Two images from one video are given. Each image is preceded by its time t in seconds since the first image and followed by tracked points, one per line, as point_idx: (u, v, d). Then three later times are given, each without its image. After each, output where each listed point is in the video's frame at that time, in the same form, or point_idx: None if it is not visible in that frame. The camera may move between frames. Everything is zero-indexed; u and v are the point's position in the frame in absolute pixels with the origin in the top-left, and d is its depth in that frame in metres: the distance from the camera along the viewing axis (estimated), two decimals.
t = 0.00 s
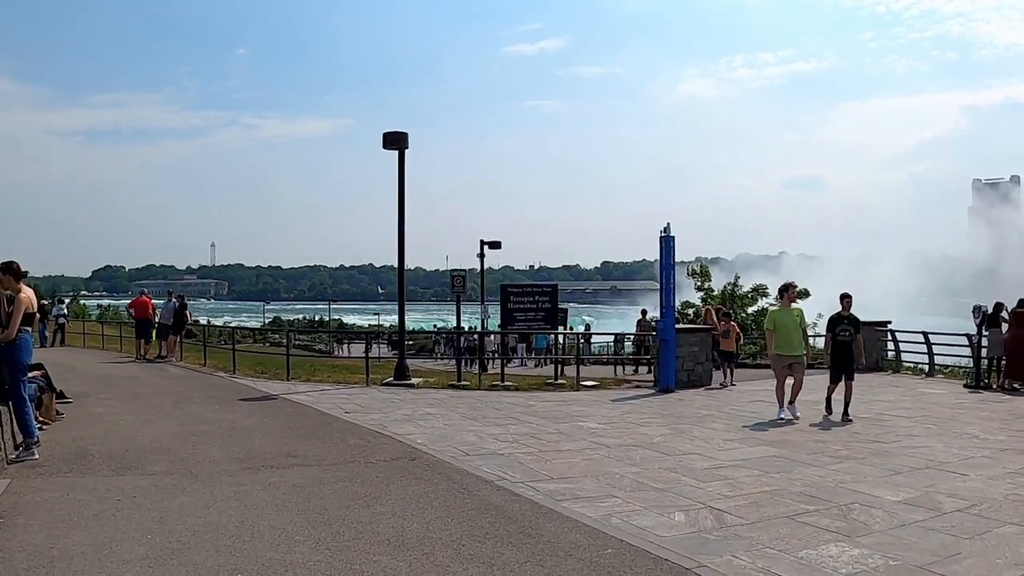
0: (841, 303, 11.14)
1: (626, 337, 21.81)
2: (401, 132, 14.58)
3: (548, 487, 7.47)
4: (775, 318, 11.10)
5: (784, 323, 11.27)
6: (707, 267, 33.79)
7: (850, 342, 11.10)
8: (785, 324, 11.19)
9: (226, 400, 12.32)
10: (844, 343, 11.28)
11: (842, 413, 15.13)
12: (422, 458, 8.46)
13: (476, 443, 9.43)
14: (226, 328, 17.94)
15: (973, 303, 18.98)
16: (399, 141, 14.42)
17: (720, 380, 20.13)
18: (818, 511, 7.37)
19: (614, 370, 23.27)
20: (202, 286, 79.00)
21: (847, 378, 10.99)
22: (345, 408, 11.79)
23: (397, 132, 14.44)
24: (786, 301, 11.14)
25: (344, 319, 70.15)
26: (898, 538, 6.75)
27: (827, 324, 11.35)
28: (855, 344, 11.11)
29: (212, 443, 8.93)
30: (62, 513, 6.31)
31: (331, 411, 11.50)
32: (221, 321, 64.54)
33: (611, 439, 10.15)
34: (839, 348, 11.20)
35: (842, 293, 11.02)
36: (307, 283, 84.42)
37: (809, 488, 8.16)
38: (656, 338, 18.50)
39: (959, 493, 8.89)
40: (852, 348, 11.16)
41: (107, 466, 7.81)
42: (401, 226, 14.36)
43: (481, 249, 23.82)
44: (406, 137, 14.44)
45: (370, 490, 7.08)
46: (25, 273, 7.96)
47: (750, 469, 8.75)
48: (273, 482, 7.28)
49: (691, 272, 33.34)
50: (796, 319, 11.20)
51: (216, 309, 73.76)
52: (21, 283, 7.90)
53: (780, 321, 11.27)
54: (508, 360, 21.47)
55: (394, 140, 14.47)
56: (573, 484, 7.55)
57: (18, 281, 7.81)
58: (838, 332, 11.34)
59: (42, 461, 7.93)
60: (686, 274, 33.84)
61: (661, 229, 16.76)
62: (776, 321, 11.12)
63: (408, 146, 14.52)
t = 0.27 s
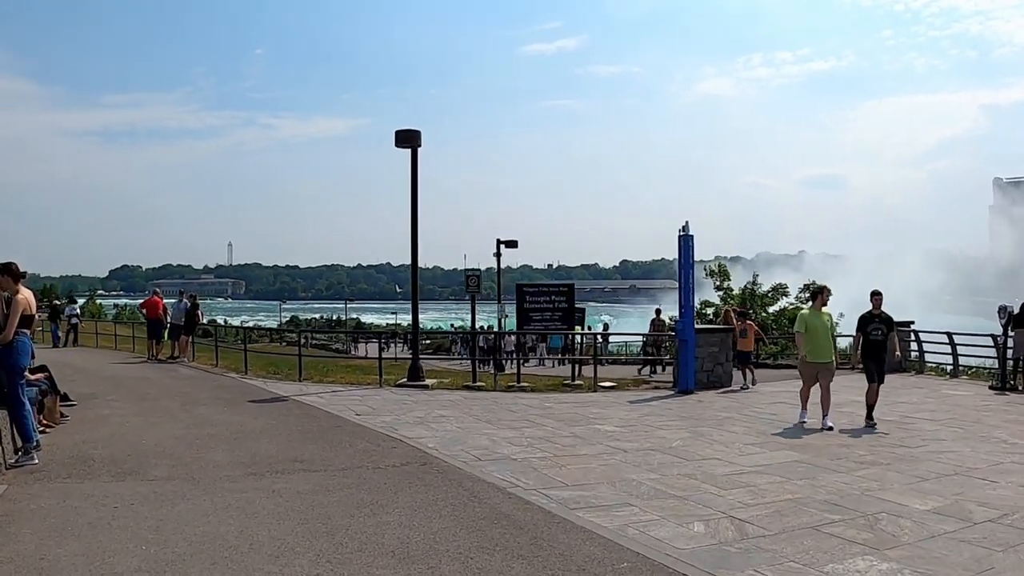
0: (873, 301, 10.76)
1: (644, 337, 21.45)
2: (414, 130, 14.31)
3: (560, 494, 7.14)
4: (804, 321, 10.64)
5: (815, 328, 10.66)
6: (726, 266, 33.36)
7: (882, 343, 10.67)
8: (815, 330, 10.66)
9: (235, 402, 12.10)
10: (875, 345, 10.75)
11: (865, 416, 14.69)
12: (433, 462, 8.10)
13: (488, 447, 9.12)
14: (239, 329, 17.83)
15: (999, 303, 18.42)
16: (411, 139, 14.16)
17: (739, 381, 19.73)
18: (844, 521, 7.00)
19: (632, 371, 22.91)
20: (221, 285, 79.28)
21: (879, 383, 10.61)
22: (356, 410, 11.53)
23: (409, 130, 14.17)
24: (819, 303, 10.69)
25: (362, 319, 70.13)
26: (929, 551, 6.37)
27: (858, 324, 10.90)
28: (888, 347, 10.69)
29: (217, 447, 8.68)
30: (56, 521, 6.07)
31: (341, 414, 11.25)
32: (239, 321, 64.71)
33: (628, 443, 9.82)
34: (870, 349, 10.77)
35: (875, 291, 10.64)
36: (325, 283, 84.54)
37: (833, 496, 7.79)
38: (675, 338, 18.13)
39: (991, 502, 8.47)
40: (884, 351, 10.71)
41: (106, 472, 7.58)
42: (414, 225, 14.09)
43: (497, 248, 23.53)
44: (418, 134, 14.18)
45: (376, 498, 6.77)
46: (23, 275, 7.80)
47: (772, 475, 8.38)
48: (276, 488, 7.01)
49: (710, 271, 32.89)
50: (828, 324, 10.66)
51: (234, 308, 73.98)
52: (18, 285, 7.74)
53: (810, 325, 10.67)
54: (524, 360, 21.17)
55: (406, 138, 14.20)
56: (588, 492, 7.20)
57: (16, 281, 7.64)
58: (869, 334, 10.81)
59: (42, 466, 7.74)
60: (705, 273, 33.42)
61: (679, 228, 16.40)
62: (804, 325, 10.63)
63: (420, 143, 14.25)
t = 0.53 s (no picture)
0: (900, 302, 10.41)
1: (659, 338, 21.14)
2: (425, 126, 14.05)
3: (571, 500, 6.83)
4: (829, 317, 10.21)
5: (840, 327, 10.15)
6: (741, 267, 32.97)
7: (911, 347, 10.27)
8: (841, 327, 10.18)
9: (241, 404, 11.87)
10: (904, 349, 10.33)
11: (885, 419, 14.28)
12: (440, 468, 7.81)
13: (496, 451, 8.83)
14: (248, 329, 17.68)
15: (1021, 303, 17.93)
16: (422, 135, 13.91)
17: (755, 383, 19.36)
18: (867, 530, 6.64)
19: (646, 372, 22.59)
20: (236, 286, 79.45)
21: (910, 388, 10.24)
22: (363, 413, 11.28)
23: (421, 126, 13.92)
24: (847, 299, 10.25)
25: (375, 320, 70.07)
26: (958, 564, 6.00)
27: (886, 327, 10.50)
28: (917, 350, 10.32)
29: (218, 452, 8.45)
30: (45, 531, 5.85)
31: (348, 417, 11.00)
32: (252, 321, 64.79)
33: (642, 447, 9.49)
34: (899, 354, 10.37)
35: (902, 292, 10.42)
36: (339, 283, 84.59)
37: (856, 504, 7.43)
38: (690, 339, 17.80)
39: (1021, 510, 8.07)
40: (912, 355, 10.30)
41: (102, 480, 7.35)
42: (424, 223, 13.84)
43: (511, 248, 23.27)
44: (430, 131, 13.92)
45: (378, 507, 6.47)
46: (21, 273, 7.61)
47: (792, 482, 8.03)
48: (276, 496, 6.75)
49: (726, 272, 32.50)
50: (857, 321, 10.14)
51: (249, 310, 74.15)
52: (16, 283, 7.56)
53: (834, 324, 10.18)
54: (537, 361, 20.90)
55: (417, 134, 13.95)
56: (600, 499, 6.87)
57: (13, 280, 7.45)
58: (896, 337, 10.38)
59: (38, 470, 7.54)
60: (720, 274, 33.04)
61: (696, 227, 16.07)
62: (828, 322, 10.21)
63: (432, 140, 13.99)
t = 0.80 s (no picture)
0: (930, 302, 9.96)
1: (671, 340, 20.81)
2: (433, 124, 13.78)
3: (579, 510, 6.52)
4: (851, 323, 9.83)
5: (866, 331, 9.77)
6: (755, 267, 32.56)
7: (942, 349, 9.90)
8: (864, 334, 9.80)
9: (243, 407, 11.63)
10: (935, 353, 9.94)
11: (905, 423, 13.89)
12: (444, 475, 7.52)
13: (503, 457, 8.53)
14: (254, 330, 17.49)
15: None
16: (430, 133, 13.63)
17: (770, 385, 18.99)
18: (892, 544, 6.28)
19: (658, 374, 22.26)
20: (247, 286, 79.51)
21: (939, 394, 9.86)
22: (367, 416, 11.01)
23: (429, 124, 13.64)
24: (868, 303, 9.91)
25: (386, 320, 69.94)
26: None
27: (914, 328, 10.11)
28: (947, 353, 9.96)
29: (215, 458, 8.20)
30: (29, 543, 5.60)
31: (353, 420, 10.73)
32: (263, 321, 64.82)
33: (654, 453, 9.17)
34: (929, 355, 9.99)
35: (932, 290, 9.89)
36: (350, 283, 84.54)
37: (878, 514, 7.07)
38: (704, 341, 17.45)
39: None
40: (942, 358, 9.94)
41: (93, 488, 7.11)
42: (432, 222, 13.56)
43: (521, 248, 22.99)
44: (438, 129, 13.64)
45: (378, 517, 6.19)
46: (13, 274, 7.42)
47: (811, 490, 7.70)
48: (273, 506, 6.47)
49: (738, 272, 32.11)
50: (880, 326, 9.77)
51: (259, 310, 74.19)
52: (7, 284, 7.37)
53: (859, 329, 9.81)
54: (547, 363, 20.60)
55: (425, 132, 13.68)
56: (610, 509, 6.56)
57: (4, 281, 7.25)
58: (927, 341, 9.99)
59: (29, 477, 7.32)
60: (733, 274, 32.64)
61: (710, 226, 15.72)
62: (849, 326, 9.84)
63: (439, 138, 13.71)
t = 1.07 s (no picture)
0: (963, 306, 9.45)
1: (681, 341, 20.51)
2: (437, 121, 13.53)
3: (585, 520, 6.24)
4: (872, 320, 9.05)
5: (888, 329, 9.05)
6: (765, 267, 32.21)
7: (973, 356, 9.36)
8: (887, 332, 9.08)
9: (243, 411, 11.41)
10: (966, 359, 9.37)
11: (921, 427, 13.54)
12: (446, 482, 7.25)
13: (506, 462, 8.26)
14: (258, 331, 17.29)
15: None
16: (435, 130, 13.38)
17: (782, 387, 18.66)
18: (914, 556, 5.97)
19: (668, 375, 21.95)
20: (256, 287, 79.56)
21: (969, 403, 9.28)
22: (369, 420, 10.77)
23: (433, 121, 13.39)
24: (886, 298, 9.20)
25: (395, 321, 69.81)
26: None
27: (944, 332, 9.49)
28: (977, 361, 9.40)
29: (210, 464, 7.97)
30: (10, 554, 5.37)
31: (354, 424, 10.49)
32: (272, 322, 64.82)
33: (663, 459, 8.88)
34: (958, 362, 9.41)
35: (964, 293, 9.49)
36: (358, 284, 84.50)
37: (899, 523, 6.76)
38: (715, 342, 17.14)
39: None
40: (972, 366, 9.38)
41: (82, 496, 6.88)
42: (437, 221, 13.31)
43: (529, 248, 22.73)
44: (443, 126, 13.39)
45: (375, 528, 5.92)
46: None
47: (827, 498, 7.39)
48: (265, 515, 6.22)
49: (748, 272, 31.75)
50: (901, 323, 9.07)
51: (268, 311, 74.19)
52: None
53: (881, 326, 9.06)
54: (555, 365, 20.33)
55: (429, 129, 13.42)
56: (617, 519, 6.28)
57: None
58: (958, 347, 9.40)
59: (18, 484, 7.11)
60: (744, 275, 32.29)
61: (720, 225, 15.41)
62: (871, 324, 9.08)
63: (444, 135, 13.46)
